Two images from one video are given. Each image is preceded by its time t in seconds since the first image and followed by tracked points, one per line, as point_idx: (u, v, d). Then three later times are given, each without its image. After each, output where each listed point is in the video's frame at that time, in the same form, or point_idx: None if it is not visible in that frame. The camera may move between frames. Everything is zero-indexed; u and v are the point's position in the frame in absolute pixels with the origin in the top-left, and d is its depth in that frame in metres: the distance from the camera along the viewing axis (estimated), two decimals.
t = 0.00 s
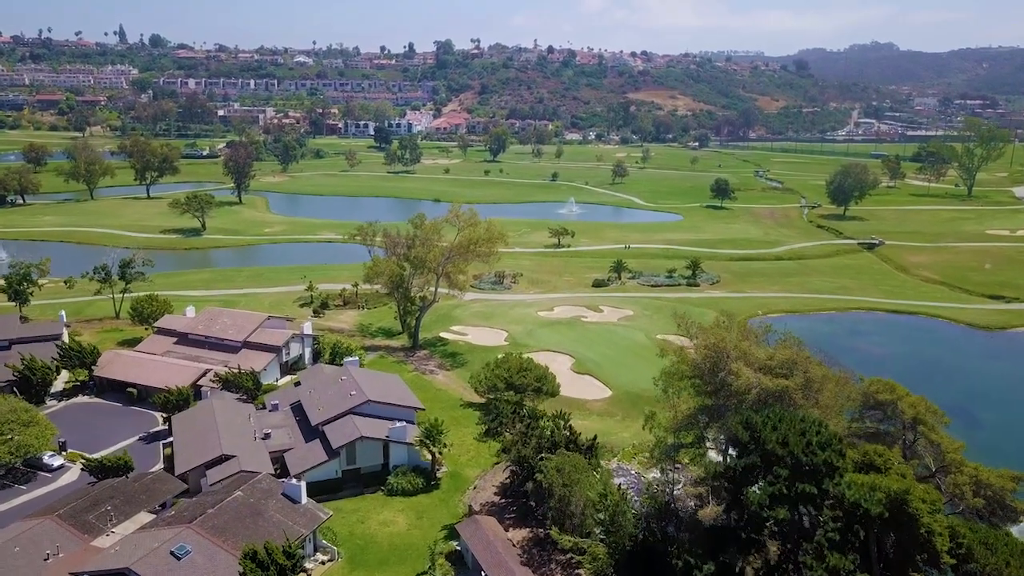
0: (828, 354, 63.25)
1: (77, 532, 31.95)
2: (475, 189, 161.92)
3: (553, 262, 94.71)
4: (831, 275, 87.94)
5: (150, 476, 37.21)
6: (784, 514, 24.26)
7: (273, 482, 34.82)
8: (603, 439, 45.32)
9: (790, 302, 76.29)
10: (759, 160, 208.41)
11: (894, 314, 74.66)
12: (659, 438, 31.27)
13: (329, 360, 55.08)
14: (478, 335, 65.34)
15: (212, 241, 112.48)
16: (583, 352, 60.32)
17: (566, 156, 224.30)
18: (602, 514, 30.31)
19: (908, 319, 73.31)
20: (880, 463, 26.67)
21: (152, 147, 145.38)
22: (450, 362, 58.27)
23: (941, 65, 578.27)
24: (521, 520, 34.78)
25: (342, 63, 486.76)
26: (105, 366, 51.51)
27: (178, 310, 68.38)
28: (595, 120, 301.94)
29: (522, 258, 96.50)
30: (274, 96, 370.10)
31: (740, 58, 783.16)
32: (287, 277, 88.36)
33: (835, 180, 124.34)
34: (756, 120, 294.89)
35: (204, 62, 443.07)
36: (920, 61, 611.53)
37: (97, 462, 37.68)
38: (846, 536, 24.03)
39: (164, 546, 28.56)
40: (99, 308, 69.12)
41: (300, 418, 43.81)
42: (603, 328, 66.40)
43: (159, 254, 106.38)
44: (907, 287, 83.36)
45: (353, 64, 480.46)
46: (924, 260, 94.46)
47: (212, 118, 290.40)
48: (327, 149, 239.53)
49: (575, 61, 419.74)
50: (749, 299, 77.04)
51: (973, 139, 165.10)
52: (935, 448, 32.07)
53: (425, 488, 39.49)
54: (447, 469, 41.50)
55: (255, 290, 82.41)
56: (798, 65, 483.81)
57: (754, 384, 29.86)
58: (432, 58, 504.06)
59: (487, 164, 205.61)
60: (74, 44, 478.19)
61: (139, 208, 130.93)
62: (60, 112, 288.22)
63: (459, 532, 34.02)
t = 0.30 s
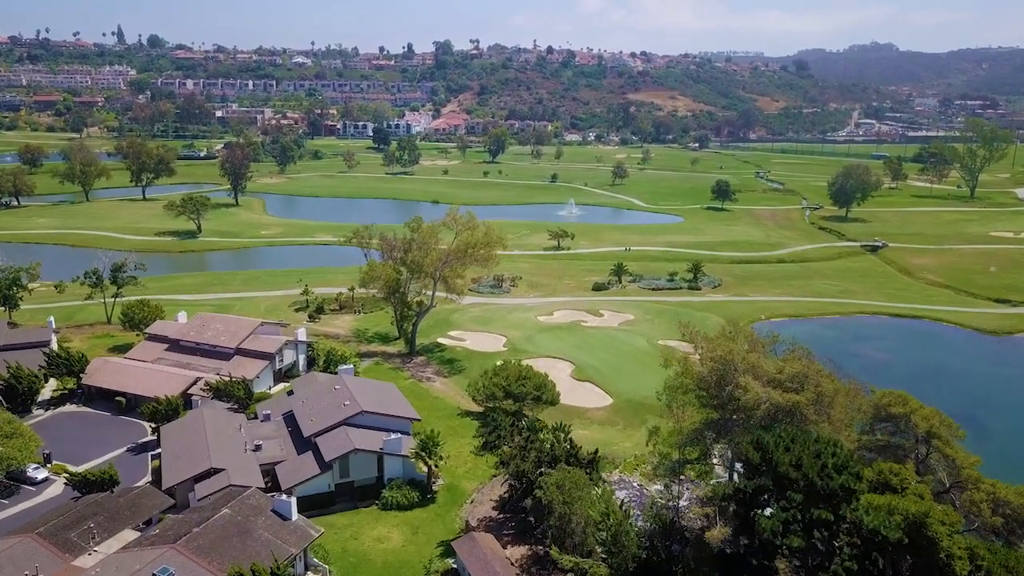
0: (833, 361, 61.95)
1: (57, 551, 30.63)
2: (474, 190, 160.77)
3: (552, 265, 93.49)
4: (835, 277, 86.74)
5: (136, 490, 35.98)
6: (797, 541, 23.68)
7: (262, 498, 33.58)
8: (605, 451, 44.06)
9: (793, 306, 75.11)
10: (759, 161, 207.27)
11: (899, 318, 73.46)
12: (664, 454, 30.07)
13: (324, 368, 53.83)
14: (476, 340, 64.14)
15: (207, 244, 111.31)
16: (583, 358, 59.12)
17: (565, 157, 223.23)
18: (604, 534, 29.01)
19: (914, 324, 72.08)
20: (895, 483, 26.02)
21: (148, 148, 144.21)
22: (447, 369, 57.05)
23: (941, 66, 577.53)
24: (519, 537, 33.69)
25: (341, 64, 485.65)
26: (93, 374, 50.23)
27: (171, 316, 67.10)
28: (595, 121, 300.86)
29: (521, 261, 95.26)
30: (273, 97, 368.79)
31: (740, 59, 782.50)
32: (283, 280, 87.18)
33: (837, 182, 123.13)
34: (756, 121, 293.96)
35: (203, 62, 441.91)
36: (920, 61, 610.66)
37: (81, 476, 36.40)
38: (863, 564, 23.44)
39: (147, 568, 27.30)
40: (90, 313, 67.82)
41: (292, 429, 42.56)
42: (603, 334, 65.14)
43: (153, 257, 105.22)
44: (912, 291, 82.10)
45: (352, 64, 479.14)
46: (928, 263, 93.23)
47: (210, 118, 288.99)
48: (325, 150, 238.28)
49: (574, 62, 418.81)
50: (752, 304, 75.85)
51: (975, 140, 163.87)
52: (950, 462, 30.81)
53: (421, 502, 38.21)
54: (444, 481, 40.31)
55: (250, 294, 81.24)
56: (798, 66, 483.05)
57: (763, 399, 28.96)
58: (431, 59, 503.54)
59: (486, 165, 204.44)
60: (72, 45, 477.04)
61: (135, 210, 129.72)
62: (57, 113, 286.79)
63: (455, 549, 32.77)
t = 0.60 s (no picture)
0: (840, 367, 60.41)
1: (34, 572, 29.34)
2: (473, 192, 159.52)
3: (552, 268, 92.27)
4: (838, 280, 85.50)
5: (120, 505, 34.72)
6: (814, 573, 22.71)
7: (251, 515, 32.33)
8: (606, 462, 42.80)
9: (796, 310, 73.88)
10: (760, 162, 206.11)
11: (904, 322, 72.18)
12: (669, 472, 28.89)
13: (318, 375, 52.58)
14: (474, 346, 62.92)
15: (203, 246, 110.09)
16: (583, 364, 57.89)
17: (565, 158, 222.28)
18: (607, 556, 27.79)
19: (920, 327, 70.79)
20: (914, 506, 25.14)
21: (143, 149, 143.05)
22: (445, 376, 55.82)
23: (941, 66, 576.55)
24: (518, 555, 32.56)
25: (339, 64, 484.50)
26: (81, 382, 48.89)
27: (163, 321, 65.86)
28: (594, 121, 299.72)
29: (519, 264, 94.04)
30: (271, 97, 367.71)
31: (739, 60, 782.05)
32: (278, 284, 85.97)
33: (839, 183, 121.90)
34: (756, 122, 292.96)
35: (201, 63, 440.56)
36: (920, 62, 609.53)
37: (63, 491, 35.14)
38: None
39: None
40: (81, 319, 66.51)
41: (284, 440, 41.32)
42: (604, 339, 63.85)
43: (148, 260, 104.06)
44: (916, 294, 80.80)
45: (351, 65, 477.95)
46: (932, 265, 91.92)
47: (208, 119, 287.70)
48: (323, 151, 237.05)
49: (573, 62, 417.92)
50: (754, 307, 74.66)
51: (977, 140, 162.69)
52: (968, 478, 29.45)
53: (416, 517, 36.94)
54: (440, 495, 39.04)
55: (244, 299, 80.07)
56: (797, 66, 482.28)
57: (773, 416, 27.61)
58: (429, 59, 502.79)
59: (485, 166, 203.34)
60: (70, 45, 475.89)
61: (130, 212, 128.53)
62: (54, 115, 285.39)
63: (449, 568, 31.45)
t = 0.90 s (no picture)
0: (845, 375, 58.88)
1: None
2: (471, 193, 158.32)
3: (551, 270, 91.02)
4: (842, 283, 84.19)
5: (104, 522, 33.45)
6: None
7: (238, 533, 31.07)
8: (607, 475, 41.53)
9: (800, 315, 72.59)
10: (760, 163, 205.01)
11: (909, 326, 70.85)
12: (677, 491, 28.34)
13: (311, 384, 51.32)
14: (472, 351, 61.65)
15: (198, 249, 108.90)
16: (583, 371, 56.59)
17: (563, 159, 221.06)
18: None
19: (926, 332, 69.43)
20: (934, 531, 25.02)
21: (139, 150, 141.85)
22: (442, 384, 54.56)
23: (940, 67, 575.85)
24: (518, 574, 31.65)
25: (338, 64, 483.48)
26: (68, 391, 47.55)
27: (154, 327, 64.57)
28: (593, 122, 298.65)
29: (518, 267, 92.78)
30: (270, 98, 366.69)
31: (738, 61, 781.08)
32: (273, 288, 84.74)
33: (841, 185, 120.54)
34: (756, 122, 291.75)
35: (199, 63, 439.40)
36: (919, 62, 608.50)
37: (44, 507, 33.89)
38: None
39: None
40: (71, 324, 65.22)
41: (274, 452, 40.03)
42: (604, 345, 62.55)
43: (143, 263, 102.89)
44: (921, 297, 79.36)
45: (349, 65, 476.52)
46: (937, 268, 90.50)
47: (206, 120, 286.50)
48: (321, 152, 235.89)
49: (573, 62, 416.93)
50: (757, 312, 73.40)
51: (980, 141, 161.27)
52: (988, 496, 28.13)
53: (411, 533, 35.67)
54: (436, 509, 37.81)
55: (239, 303, 78.86)
56: (797, 66, 481.21)
57: (784, 434, 26.87)
58: (428, 60, 501.99)
59: (484, 167, 202.20)
60: (68, 46, 474.89)
61: (126, 214, 127.33)
62: (51, 115, 284.08)
63: None
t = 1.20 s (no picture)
0: (853, 384, 57.19)
1: None
2: (469, 195, 156.88)
3: (550, 274, 89.59)
4: (845, 287, 82.75)
5: (81, 544, 31.97)
6: None
7: (220, 557, 29.58)
8: (608, 490, 40.01)
9: (803, 319, 71.14)
10: (759, 164, 203.92)
11: (915, 330, 69.32)
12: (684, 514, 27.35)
13: (302, 394, 49.84)
14: (469, 358, 60.19)
15: (191, 252, 107.39)
16: (582, 379, 55.10)
17: (561, 161, 219.63)
18: None
19: (932, 337, 67.92)
20: (959, 562, 24.11)
21: (132, 152, 140.22)
22: (437, 393, 53.07)
23: (939, 67, 575.33)
24: None
25: (335, 65, 481.90)
26: (50, 401, 46.08)
27: (142, 335, 63.03)
28: (592, 123, 297.52)
29: (516, 270, 91.33)
30: (267, 99, 365.18)
31: (736, 62, 780.37)
32: (266, 293, 83.28)
33: (842, 186, 119.21)
34: (755, 123, 290.46)
35: (196, 64, 437.56)
36: (918, 62, 607.83)
37: (19, 528, 32.41)
38: None
39: None
40: (57, 331, 63.74)
41: (262, 467, 38.54)
42: (603, 351, 61.07)
43: (135, 267, 101.38)
44: (925, 300, 77.83)
45: (346, 65, 474.73)
46: (941, 270, 88.98)
47: (202, 121, 284.79)
48: (317, 153, 234.44)
49: (571, 63, 415.75)
50: (759, 316, 72.04)
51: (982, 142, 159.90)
52: (1008, 519, 26.81)
53: (403, 552, 34.21)
54: (430, 527, 36.38)
55: (231, 308, 77.40)
56: (796, 67, 480.63)
57: (798, 458, 25.86)
58: (426, 61, 500.40)
59: (481, 168, 200.75)
60: (64, 47, 473.24)
61: (118, 217, 125.73)
62: (46, 116, 282.30)
63: None
